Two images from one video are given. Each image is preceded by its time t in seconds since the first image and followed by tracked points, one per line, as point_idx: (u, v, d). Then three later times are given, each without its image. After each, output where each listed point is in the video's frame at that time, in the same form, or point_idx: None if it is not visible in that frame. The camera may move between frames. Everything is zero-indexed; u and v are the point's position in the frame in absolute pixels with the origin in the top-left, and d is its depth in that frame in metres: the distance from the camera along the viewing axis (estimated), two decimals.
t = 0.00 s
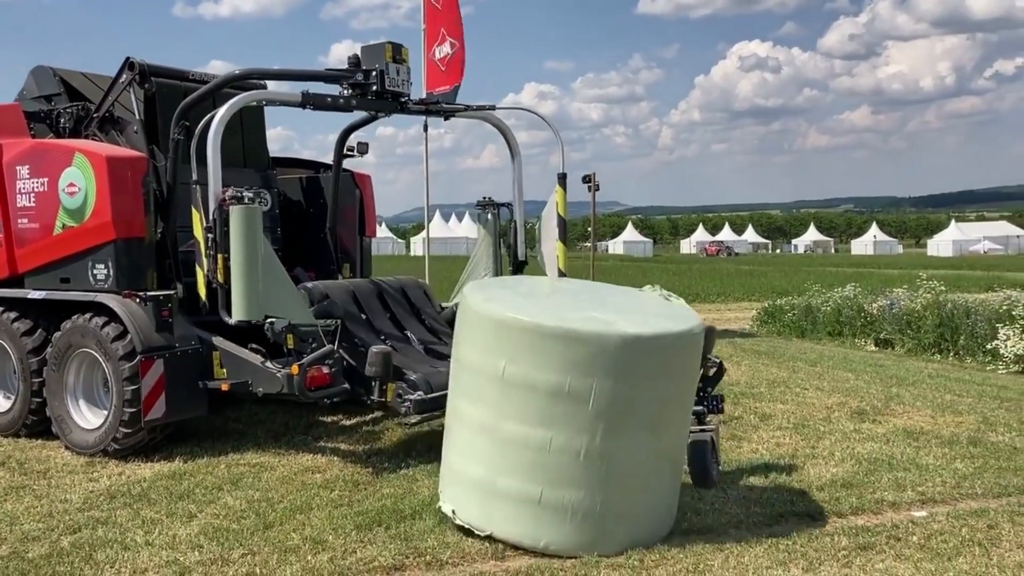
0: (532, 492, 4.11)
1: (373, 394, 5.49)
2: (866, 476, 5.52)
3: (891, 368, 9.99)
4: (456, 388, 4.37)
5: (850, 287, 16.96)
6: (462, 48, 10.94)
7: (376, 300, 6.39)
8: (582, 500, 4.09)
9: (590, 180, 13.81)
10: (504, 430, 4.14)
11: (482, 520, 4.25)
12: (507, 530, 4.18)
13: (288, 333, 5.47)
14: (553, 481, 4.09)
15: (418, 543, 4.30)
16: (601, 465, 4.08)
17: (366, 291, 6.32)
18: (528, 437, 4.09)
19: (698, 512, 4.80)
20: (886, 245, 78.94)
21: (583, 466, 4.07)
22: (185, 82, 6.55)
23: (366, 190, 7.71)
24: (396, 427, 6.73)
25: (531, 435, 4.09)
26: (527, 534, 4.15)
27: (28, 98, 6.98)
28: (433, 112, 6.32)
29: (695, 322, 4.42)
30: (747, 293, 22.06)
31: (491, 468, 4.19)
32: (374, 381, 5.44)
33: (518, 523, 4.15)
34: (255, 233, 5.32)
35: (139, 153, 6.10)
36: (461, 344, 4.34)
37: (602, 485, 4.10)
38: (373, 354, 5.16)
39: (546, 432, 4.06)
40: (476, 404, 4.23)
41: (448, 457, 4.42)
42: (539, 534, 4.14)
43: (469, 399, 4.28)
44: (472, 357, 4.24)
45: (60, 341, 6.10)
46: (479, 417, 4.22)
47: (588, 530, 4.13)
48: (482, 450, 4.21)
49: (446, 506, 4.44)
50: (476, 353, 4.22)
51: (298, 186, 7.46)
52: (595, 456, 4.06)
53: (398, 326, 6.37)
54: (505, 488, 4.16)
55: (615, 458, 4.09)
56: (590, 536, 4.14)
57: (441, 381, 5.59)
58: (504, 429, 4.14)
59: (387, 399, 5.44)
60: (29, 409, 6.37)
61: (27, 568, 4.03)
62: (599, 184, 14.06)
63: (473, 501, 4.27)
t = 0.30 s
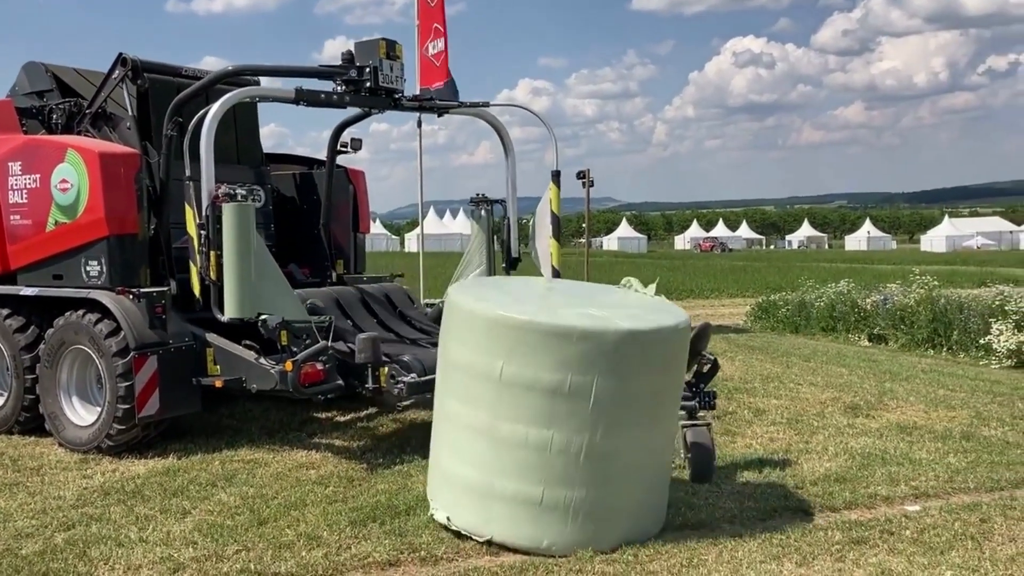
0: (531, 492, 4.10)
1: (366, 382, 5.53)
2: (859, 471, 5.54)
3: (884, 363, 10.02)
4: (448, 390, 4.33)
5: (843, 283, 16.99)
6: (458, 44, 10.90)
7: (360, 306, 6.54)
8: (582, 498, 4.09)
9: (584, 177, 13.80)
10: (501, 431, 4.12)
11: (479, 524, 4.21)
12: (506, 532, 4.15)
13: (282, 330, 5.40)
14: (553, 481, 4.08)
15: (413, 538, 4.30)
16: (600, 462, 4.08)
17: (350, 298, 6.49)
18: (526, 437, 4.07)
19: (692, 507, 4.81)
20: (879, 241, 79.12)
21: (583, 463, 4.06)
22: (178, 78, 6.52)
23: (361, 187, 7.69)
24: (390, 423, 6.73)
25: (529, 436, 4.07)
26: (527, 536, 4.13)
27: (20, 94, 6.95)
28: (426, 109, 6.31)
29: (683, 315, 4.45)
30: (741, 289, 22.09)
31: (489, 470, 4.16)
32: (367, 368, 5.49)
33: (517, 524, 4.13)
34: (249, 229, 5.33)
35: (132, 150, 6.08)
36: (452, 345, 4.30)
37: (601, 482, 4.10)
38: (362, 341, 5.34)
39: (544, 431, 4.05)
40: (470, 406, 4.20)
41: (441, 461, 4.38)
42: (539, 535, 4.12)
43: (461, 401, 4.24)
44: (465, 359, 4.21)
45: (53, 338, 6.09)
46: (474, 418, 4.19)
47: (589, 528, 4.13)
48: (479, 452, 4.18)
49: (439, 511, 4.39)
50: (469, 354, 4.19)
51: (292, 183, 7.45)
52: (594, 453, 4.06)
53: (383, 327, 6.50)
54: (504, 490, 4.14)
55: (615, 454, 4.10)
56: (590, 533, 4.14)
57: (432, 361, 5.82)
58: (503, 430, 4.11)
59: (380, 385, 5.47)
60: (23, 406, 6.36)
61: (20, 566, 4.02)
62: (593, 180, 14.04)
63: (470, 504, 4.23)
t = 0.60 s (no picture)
0: (514, 466, 4.15)
1: (362, 370, 5.64)
2: (855, 467, 5.55)
3: (881, 359, 10.05)
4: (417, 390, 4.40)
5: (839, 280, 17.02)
6: (454, 40, 10.87)
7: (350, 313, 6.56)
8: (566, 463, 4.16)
9: (581, 173, 13.80)
10: (476, 412, 4.20)
11: (470, 512, 4.22)
12: (499, 513, 4.17)
13: (279, 327, 5.51)
14: (534, 451, 4.15)
15: (409, 535, 4.31)
16: (577, 424, 4.18)
17: (340, 306, 6.51)
18: (501, 410, 4.16)
19: (689, 503, 4.82)
20: (875, 238, 79.23)
21: (559, 425, 4.16)
22: (174, 75, 6.50)
23: (357, 185, 7.69)
24: (386, 421, 6.73)
25: (501, 409, 4.16)
26: (520, 510, 4.15)
27: (15, 92, 6.94)
28: (423, 106, 6.31)
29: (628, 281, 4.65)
30: (737, 286, 22.11)
31: (470, 454, 4.21)
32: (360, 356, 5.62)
33: (508, 502, 4.16)
34: (244, 227, 5.31)
35: (128, 147, 6.07)
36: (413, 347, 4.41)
37: (581, 441, 4.18)
38: (351, 331, 5.40)
39: (516, 401, 4.15)
40: (440, 398, 4.28)
41: (423, 463, 4.40)
42: (532, 508, 4.15)
43: (431, 395, 4.32)
44: (427, 352, 4.31)
45: (49, 336, 6.08)
46: (446, 407, 4.26)
47: (580, 492, 4.16)
48: (458, 440, 4.23)
49: (431, 514, 4.38)
50: (430, 349, 4.29)
51: (289, 180, 7.44)
52: (568, 414, 4.17)
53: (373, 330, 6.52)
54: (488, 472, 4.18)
55: (589, 413, 4.20)
56: (581, 499, 4.18)
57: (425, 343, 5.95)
58: (477, 410, 4.19)
59: (376, 371, 5.61)
60: (19, 404, 6.35)
61: (17, 564, 4.02)
62: (590, 177, 14.04)
63: (458, 494, 4.24)
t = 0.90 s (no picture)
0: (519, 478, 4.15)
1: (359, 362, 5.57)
2: (854, 466, 5.55)
3: (880, 358, 10.05)
4: (421, 396, 4.37)
5: (838, 279, 17.03)
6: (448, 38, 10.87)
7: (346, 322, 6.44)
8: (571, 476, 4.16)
9: (581, 172, 13.81)
10: (482, 422, 4.18)
11: (473, 521, 4.21)
12: (501, 524, 4.17)
13: (276, 326, 5.50)
14: (540, 465, 4.14)
15: (409, 535, 4.31)
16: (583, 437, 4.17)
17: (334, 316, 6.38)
18: (507, 422, 4.14)
19: (688, 502, 4.83)
20: (874, 236, 79.26)
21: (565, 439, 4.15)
22: (173, 74, 6.51)
23: (356, 184, 7.70)
24: (386, 420, 6.73)
25: (508, 421, 4.14)
26: (523, 522, 4.15)
27: (14, 92, 6.94)
28: (422, 105, 6.31)
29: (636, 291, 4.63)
30: (736, 285, 22.10)
31: (475, 465, 4.19)
32: (355, 347, 5.56)
33: (512, 513, 4.15)
34: (244, 225, 5.32)
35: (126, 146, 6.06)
36: (419, 352, 4.37)
37: (587, 456, 4.19)
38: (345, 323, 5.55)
39: (523, 414, 4.13)
40: (446, 406, 4.25)
41: (426, 470, 4.38)
42: (535, 519, 4.15)
43: (437, 403, 4.29)
44: (434, 360, 4.28)
45: (48, 335, 6.08)
46: (452, 416, 4.24)
47: (583, 505, 4.17)
48: (462, 450, 4.21)
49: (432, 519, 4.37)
50: (437, 355, 4.26)
51: (288, 179, 7.44)
52: (574, 428, 4.15)
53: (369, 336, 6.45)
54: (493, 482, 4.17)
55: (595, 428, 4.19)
56: (585, 512, 4.18)
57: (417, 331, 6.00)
58: (483, 421, 4.17)
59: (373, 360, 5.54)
60: (18, 404, 6.35)
61: (16, 563, 4.02)
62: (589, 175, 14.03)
63: (461, 503, 4.23)
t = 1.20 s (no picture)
0: (524, 491, 4.13)
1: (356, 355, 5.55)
2: (855, 467, 5.55)
3: (881, 358, 10.05)
4: (432, 400, 4.37)
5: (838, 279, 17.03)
6: (446, 38, 10.89)
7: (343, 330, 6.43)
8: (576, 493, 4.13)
9: (581, 172, 13.83)
10: (490, 434, 4.17)
11: (476, 529, 4.22)
12: (503, 535, 4.17)
13: (277, 326, 5.50)
14: (546, 479, 4.12)
15: (410, 536, 4.31)
16: (592, 454, 4.14)
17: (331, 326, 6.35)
18: (516, 435, 4.12)
19: (688, 503, 4.83)
20: (875, 237, 79.26)
21: (573, 456, 4.12)
22: (173, 75, 6.51)
23: (356, 185, 7.71)
24: (386, 421, 6.73)
25: (516, 434, 4.12)
26: (525, 535, 4.15)
27: (15, 93, 6.94)
28: (422, 105, 6.30)
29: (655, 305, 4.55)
30: (736, 285, 22.11)
31: (481, 474, 4.19)
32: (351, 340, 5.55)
33: (513, 524, 4.15)
34: (244, 226, 5.32)
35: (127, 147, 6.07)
36: (432, 356, 4.36)
37: (593, 474, 4.15)
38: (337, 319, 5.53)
39: (533, 429, 4.10)
40: (456, 413, 4.24)
41: (433, 474, 4.39)
42: (536, 532, 4.14)
43: (447, 409, 4.28)
44: (446, 366, 4.27)
45: (48, 336, 6.08)
46: (461, 424, 4.23)
47: (586, 522, 4.15)
48: (470, 458, 4.21)
49: (436, 522, 4.38)
50: (449, 362, 4.25)
51: (288, 180, 7.45)
52: (582, 445, 4.12)
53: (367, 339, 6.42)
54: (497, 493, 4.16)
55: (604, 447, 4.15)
56: (588, 528, 4.17)
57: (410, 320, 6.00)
58: (491, 433, 4.16)
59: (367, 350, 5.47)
60: (19, 405, 6.35)
61: (17, 565, 4.02)
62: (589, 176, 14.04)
63: (465, 510, 4.24)
